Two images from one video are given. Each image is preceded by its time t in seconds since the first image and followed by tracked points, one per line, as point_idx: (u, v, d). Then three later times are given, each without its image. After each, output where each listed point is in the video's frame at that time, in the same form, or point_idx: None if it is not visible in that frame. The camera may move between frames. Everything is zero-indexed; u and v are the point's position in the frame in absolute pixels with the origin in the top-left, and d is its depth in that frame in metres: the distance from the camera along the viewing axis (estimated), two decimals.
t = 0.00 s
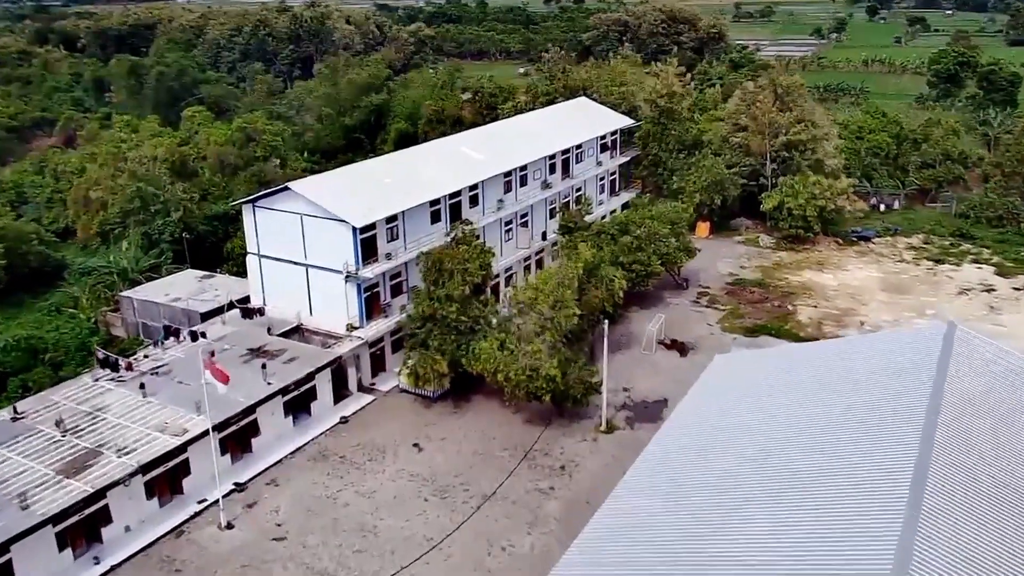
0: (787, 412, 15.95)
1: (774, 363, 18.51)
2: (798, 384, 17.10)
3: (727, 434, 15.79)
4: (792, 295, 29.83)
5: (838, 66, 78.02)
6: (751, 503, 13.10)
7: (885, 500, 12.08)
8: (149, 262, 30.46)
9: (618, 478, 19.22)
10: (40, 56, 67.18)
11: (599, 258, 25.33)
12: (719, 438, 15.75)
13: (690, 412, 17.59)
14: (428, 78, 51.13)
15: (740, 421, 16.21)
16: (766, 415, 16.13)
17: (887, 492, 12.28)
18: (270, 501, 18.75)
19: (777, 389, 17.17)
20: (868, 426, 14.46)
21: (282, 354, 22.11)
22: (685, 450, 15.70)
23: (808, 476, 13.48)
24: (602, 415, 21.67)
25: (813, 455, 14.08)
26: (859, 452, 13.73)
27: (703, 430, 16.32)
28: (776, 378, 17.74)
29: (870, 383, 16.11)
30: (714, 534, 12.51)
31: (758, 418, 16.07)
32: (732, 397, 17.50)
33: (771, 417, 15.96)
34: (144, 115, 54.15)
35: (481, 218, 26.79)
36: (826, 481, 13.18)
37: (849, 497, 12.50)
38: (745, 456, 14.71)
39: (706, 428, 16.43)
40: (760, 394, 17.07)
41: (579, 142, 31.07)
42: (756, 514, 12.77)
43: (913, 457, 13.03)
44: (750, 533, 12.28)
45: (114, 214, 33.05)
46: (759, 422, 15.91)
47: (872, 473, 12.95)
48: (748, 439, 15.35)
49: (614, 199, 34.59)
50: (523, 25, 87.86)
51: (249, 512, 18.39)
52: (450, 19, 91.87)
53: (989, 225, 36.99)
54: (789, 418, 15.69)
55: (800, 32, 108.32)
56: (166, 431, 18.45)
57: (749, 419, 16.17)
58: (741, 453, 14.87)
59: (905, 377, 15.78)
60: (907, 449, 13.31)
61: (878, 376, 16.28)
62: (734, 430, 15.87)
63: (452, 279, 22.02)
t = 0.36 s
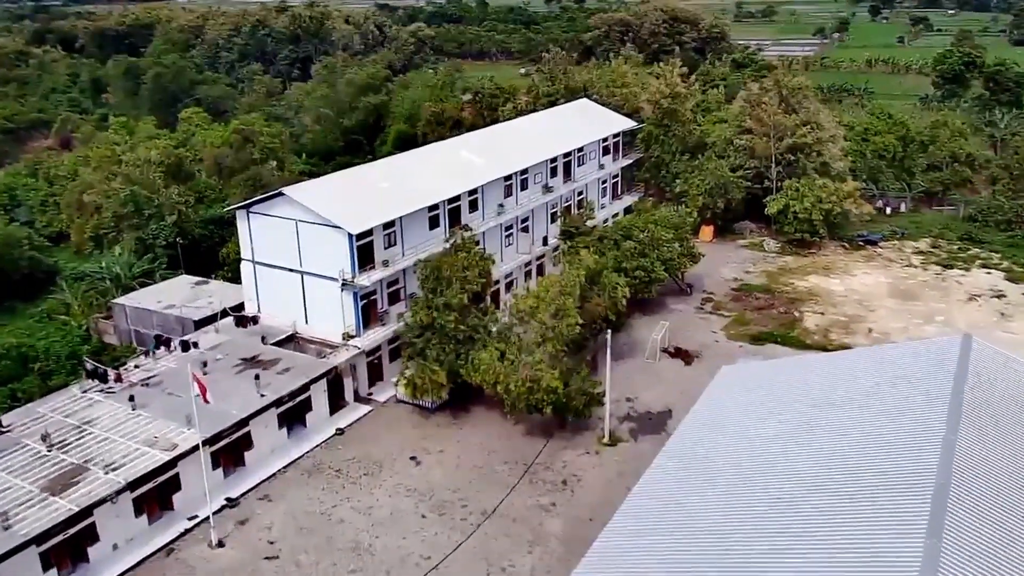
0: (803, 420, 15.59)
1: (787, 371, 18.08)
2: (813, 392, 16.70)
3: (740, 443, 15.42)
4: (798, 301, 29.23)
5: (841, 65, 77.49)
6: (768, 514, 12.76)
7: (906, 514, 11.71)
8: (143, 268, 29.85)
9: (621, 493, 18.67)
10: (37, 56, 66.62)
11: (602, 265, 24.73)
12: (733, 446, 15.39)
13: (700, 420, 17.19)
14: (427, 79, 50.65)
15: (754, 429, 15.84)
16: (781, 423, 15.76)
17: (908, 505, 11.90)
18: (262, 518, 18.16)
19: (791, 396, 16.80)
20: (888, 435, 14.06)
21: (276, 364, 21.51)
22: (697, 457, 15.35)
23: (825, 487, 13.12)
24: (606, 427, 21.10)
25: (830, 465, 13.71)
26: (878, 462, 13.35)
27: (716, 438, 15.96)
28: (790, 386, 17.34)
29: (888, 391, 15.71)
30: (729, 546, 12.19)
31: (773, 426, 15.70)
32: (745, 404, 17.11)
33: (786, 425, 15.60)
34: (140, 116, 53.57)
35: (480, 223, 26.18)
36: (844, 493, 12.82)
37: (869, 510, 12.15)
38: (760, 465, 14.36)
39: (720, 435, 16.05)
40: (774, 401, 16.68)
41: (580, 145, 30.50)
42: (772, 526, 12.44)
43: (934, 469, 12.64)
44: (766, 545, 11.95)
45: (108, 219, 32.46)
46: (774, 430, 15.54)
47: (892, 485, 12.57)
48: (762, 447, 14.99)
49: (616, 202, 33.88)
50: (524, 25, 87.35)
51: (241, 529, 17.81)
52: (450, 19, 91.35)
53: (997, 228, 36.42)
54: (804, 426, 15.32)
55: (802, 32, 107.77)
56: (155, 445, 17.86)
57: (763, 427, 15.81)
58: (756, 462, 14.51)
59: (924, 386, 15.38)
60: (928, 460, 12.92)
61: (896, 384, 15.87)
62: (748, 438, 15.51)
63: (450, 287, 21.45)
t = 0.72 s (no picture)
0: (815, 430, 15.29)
1: (798, 379, 17.71)
2: (825, 401, 16.37)
3: (751, 454, 15.15)
4: (806, 309, 28.57)
5: (845, 65, 76.78)
6: (780, 529, 12.49)
7: (923, 529, 11.40)
8: (136, 274, 29.21)
9: (626, 512, 18.06)
10: (35, 57, 66.07)
11: (605, 273, 24.09)
12: (743, 458, 15.11)
13: (709, 430, 16.82)
14: (428, 80, 50.10)
15: (764, 441, 15.55)
16: (792, 433, 15.47)
17: (925, 520, 11.60)
18: (255, 538, 17.53)
19: (803, 407, 16.45)
20: (902, 447, 13.76)
21: (270, 376, 20.90)
22: (707, 469, 15.07)
23: (838, 501, 12.85)
24: (610, 441, 20.47)
25: (843, 479, 13.44)
26: (892, 476, 13.05)
27: (726, 449, 15.68)
28: (801, 395, 17.00)
29: (902, 400, 15.38)
30: (740, 563, 11.91)
31: (784, 437, 15.42)
32: (755, 414, 16.78)
33: (798, 436, 15.32)
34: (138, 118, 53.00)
35: (480, 230, 25.54)
36: (857, 507, 12.54)
37: (884, 527, 11.79)
38: (771, 478, 14.09)
39: (730, 446, 15.77)
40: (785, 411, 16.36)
41: (583, 148, 29.88)
42: (784, 544, 12.10)
43: (951, 482, 12.33)
44: (777, 562, 11.70)
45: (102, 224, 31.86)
46: (785, 441, 15.25)
47: (907, 499, 12.28)
48: (773, 459, 14.72)
49: (619, 207, 33.33)
50: (526, 25, 86.71)
51: (233, 550, 17.17)
52: (452, 19, 90.69)
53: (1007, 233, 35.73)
54: (817, 438, 15.03)
55: (806, 32, 106.98)
56: (143, 464, 17.25)
57: (774, 438, 15.53)
58: (767, 475, 14.24)
59: (940, 396, 15.04)
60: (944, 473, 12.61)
61: (910, 394, 15.53)
62: (758, 450, 15.23)
63: (449, 298, 20.81)
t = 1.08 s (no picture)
0: (836, 441, 15.07)
1: (818, 390, 17.41)
2: (846, 411, 16.13)
3: (771, 465, 14.94)
4: (814, 316, 27.97)
5: (850, 65, 76.13)
6: (801, 542, 12.32)
7: (949, 545, 11.18)
8: (130, 281, 28.59)
9: (631, 531, 17.48)
10: (33, 57, 65.62)
11: (609, 282, 23.51)
12: (764, 469, 14.92)
13: (726, 439, 16.60)
14: (429, 82, 49.59)
15: (784, 451, 15.33)
16: (814, 444, 15.25)
17: (946, 538, 11.34)
18: (248, 558, 16.97)
19: (818, 420, 16.15)
20: (926, 459, 13.53)
21: (265, 388, 20.32)
22: (726, 481, 14.88)
23: (860, 514, 12.64)
24: (614, 456, 19.90)
25: (861, 494, 13.17)
26: (916, 489, 12.80)
27: (746, 458, 15.47)
28: (821, 403, 16.74)
29: (924, 410, 15.13)
30: None
31: (806, 448, 15.20)
32: (774, 423, 16.54)
33: (819, 447, 15.10)
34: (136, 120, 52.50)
35: (481, 237, 24.98)
36: (882, 518, 12.32)
37: (903, 544, 11.51)
38: (791, 492, 13.87)
39: (749, 456, 15.56)
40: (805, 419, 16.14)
41: (586, 153, 29.29)
42: (802, 563, 11.85)
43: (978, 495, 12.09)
44: None
45: (97, 229, 31.34)
46: (807, 452, 15.03)
47: (929, 516, 11.98)
48: (794, 471, 14.50)
49: (623, 212, 32.73)
50: (528, 25, 86.15)
51: (225, 571, 16.60)
52: (453, 19, 90.15)
53: (1018, 238, 35.11)
54: (839, 450, 14.80)
55: (810, 32, 106.22)
56: (132, 482, 16.67)
57: (796, 448, 15.31)
58: (788, 487, 14.05)
59: (963, 407, 14.74)
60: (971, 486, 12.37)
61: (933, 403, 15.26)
62: (779, 461, 15.01)
63: (449, 308, 20.26)
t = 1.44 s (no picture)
0: (854, 455, 14.94)
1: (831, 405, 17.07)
2: (869, 421, 16.04)
3: (790, 472, 15.01)
4: (821, 325, 27.40)
5: (853, 66, 75.53)
6: (814, 551, 12.47)
7: (963, 567, 11.24)
8: (123, 289, 28.06)
9: (636, 553, 16.89)
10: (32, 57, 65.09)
11: (613, 291, 22.95)
12: (782, 474, 14.99)
13: (744, 444, 16.56)
14: (430, 83, 49.06)
15: (804, 458, 15.34)
16: (835, 452, 15.27)
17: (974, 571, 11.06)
18: None
19: (831, 437, 15.85)
20: (946, 475, 13.49)
21: (258, 403, 19.72)
22: (744, 484, 14.97)
23: (876, 527, 12.71)
24: (618, 472, 19.32)
25: (880, 519, 12.89)
26: (934, 505, 12.81)
27: (764, 464, 15.53)
28: (843, 412, 16.65)
29: (948, 425, 15.02)
30: None
31: (826, 455, 15.22)
32: (790, 433, 16.35)
33: (835, 465, 14.85)
34: (133, 122, 51.97)
35: (481, 245, 24.41)
36: (897, 532, 12.39)
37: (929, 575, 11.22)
38: (807, 514, 13.56)
39: (768, 460, 15.62)
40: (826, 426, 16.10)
41: (589, 158, 28.73)
42: None
43: (996, 516, 12.07)
44: None
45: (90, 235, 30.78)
46: (826, 461, 15.04)
47: (953, 546, 11.71)
48: (813, 480, 14.55)
49: (625, 218, 32.12)
50: (529, 26, 85.62)
51: None
52: (455, 19, 89.63)
53: None
54: (860, 459, 14.80)
55: (812, 32, 105.55)
56: (119, 502, 16.10)
57: (815, 455, 15.34)
58: (806, 495, 14.14)
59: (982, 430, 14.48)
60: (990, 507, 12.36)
61: (958, 419, 15.13)
62: (798, 467, 15.07)
63: (447, 320, 19.73)
